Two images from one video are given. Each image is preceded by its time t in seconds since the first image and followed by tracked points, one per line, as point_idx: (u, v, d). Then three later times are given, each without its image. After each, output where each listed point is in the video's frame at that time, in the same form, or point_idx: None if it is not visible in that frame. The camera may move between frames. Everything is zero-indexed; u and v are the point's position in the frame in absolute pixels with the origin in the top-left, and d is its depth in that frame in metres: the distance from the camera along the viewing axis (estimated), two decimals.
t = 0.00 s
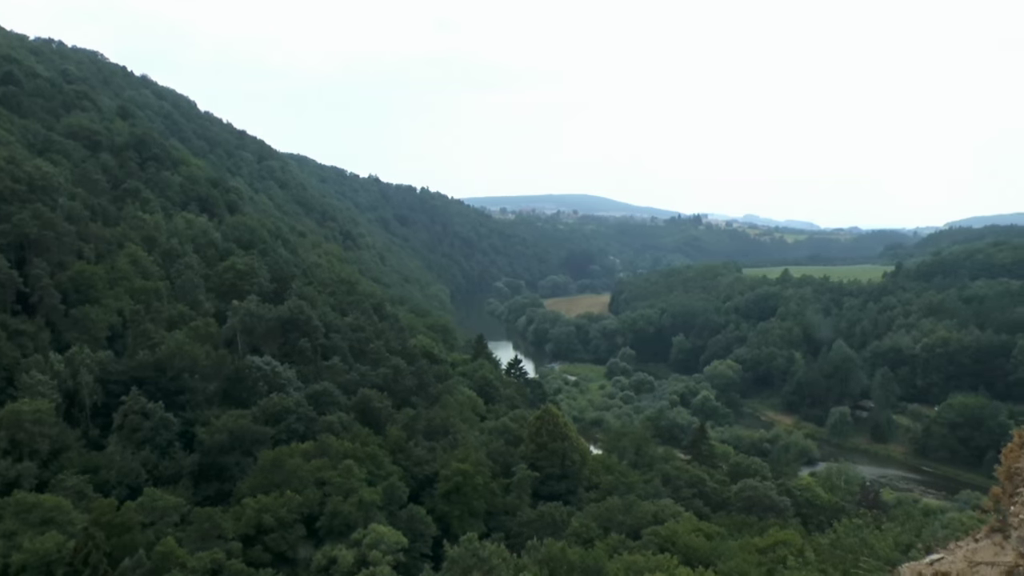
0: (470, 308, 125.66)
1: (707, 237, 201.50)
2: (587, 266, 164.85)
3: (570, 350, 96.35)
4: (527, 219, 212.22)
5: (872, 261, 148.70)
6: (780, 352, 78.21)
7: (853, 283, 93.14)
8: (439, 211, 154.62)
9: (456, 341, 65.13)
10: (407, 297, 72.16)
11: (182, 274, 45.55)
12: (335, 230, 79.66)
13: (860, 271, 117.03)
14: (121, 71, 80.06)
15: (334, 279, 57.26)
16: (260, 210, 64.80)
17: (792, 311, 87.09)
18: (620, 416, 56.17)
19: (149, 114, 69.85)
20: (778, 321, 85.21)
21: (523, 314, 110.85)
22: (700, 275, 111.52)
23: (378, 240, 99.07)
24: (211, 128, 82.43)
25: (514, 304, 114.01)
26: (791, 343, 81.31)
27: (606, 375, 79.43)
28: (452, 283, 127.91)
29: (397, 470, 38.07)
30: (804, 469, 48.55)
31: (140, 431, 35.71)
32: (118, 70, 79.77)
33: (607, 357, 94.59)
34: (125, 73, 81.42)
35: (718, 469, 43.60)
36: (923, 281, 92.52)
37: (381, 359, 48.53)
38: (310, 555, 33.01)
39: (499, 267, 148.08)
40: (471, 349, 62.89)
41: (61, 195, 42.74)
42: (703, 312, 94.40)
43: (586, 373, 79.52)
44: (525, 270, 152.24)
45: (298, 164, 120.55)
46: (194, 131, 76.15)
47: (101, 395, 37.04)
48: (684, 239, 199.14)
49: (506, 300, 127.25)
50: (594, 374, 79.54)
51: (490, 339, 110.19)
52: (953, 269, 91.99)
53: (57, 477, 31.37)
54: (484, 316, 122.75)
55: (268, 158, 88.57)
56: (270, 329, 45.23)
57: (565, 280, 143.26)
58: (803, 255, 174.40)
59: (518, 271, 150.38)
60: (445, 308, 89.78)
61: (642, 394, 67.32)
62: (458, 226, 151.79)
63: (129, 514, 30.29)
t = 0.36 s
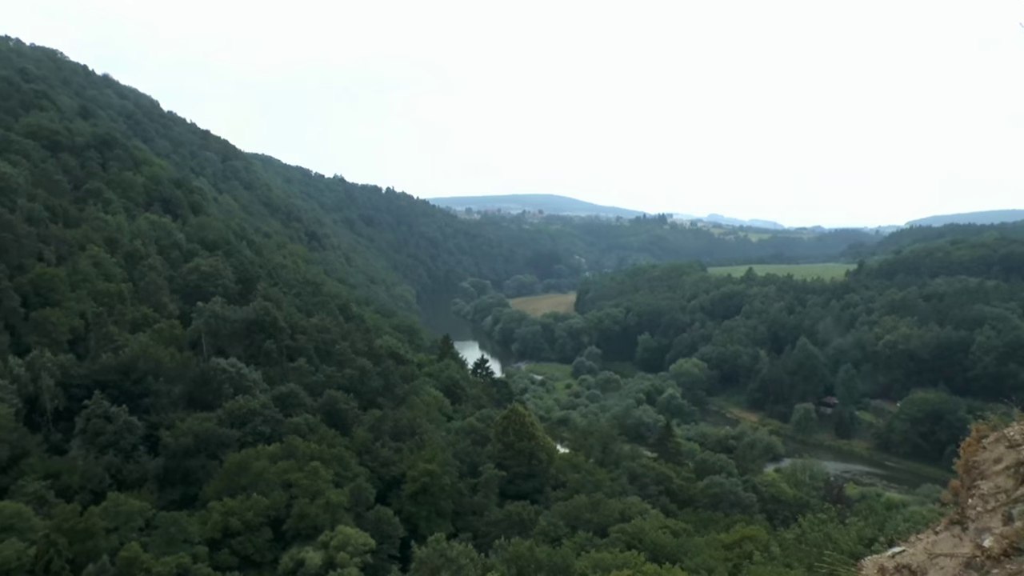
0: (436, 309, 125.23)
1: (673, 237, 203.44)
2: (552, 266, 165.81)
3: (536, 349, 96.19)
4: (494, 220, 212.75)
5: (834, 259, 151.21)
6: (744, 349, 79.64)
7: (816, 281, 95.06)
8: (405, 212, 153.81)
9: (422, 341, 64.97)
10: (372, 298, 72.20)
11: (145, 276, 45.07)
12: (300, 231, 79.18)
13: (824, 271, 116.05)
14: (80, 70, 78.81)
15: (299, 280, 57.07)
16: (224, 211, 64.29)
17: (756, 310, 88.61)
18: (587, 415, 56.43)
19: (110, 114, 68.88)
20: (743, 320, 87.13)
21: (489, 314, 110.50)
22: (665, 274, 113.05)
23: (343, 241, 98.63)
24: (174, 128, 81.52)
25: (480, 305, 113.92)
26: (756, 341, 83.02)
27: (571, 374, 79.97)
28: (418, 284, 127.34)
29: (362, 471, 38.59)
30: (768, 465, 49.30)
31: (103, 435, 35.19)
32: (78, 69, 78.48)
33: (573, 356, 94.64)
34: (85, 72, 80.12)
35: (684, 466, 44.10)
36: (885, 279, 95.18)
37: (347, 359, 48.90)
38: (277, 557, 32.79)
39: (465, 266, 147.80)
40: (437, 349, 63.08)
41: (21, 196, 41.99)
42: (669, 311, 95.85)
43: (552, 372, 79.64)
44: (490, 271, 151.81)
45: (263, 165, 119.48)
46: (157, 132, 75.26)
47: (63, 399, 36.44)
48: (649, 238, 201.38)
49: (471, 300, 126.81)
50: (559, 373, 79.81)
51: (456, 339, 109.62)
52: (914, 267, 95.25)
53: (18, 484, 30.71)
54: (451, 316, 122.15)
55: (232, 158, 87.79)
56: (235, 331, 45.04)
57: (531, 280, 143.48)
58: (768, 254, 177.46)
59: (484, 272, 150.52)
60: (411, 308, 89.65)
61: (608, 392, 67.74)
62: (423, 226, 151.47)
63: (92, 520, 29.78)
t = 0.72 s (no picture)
0: (402, 310, 123.99)
1: (638, 237, 205.46)
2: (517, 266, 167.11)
3: (502, 349, 95.67)
4: (460, 219, 213.05)
5: (797, 258, 153.79)
6: (709, 348, 80.68)
7: (780, 280, 96.95)
8: (369, 212, 152.68)
9: (389, 341, 64.96)
10: (338, 298, 72.02)
11: (107, 277, 44.49)
12: (265, 231, 78.50)
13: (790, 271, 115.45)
14: (38, 68, 77.37)
15: (264, 281, 56.73)
16: (188, 211, 63.59)
17: (721, 309, 90.38)
18: (553, 414, 56.78)
19: (70, 112, 67.76)
20: (708, 319, 88.95)
21: (455, 314, 109.54)
22: (630, 274, 114.75)
23: (308, 241, 97.97)
24: (136, 127, 80.45)
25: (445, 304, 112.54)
26: (721, 339, 84.43)
27: (536, 374, 80.19)
28: (383, 284, 125.78)
29: (329, 472, 38.56)
30: (734, 461, 49.90)
31: (64, 439, 34.65)
32: (36, 67, 77.04)
33: (539, 355, 93.77)
34: (43, 69, 78.68)
35: (650, 463, 44.58)
36: (848, 277, 97.22)
37: (313, 360, 48.75)
38: (243, 561, 32.53)
39: (431, 266, 146.31)
40: (403, 349, 63.12)
41: None
42: (635, 309, 97.33)
43: (518, 372, 79.32)
44: (455, 271, 150.98)
45: (227, 165, 118.18)
46: (118, 131, 74.18)
47: (22, 403, 35.77)
48: (614, 238, 203.90)
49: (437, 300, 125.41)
50: (526, 373, 79.71)
51: (422, 339, 108.93)
52: (877, 265, 97.65)
53: None
54: (416, 316, 120.90)
55: (196, 158, 86.88)
56: (199, 332, 44.70)
57: (497, 281, 143.37)
58: (733, 253, 180.03)
59: (449, 272, 149.90)
60: (376, 308, 89.05)
61: (574, 391, 68.21)
62: (388, 225, 150.77)
63: (53, 526, 29.23)
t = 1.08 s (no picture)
0: (368, 310, 122.74)
1: (604, 236, 207.50)
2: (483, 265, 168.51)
3: (468, 349, 95.49)
4: (425, 219, 213.24)
5: (762, 256, 155.90)
6: (676, 346, 81.54)
7: (746, 279, 98.58)
8: (335, 213, 151.87)
9: (355, 341, 64.78)
10: (304, 298, 71.70)
11: (68, 278, 43.74)
12: (230, 231, 77.72)
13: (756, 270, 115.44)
14: None
15: (229, 281, 56.17)
16: (151, 211, 62.73)
17: (687, 308, 91.95)
18: (520, 413, 56.94)
19: (28, 110, 66.47)
20: (674, 318, 90.31)
21: (421, 314, 109.37)
22: (596, 274, 115.99)
23: (273, 241, 97.17)
24: (97, 125, 79.18)
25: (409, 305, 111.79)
26: (687, 337, 85.96)
27: (502, 373, 80.44)
28: (349, 285, 124.61)
29: (296, 474, 38.27)
30: (701, 459, 50.35)
31: (23, 444, 33.99)
32: None
33: (505, 355, 94.92)
34: None
35: (617, 462, 44.92)
36: (813, 275, 98.97)
37: (278, 362, 48.39)
38: (208, 565, 32.11)
39: (396, 267, 145.49)
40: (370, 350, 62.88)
41: None
42: (601, 309, 98.78)
43: (485, 372, 79.66)
44: (421, 270, 150.34)
45: (190, 165, 116.69)
46: (79, 130, 72.94)
47: None
48: (580, 238, 205.80)
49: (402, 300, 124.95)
50: (492, 372, 79.98)
51: (387, 339, 107.62)
52: (841, 264, 99.68)
53: None
54: (382, 316, 120.02)
55: (159, 157, 85.77)
56: (163, 334, 44.15)
57: (463, 281, 143.34)
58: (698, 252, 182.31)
59: (415, 271, 149.49)
60: (342, 308, 88.45)
61: (541, 390, 68.52)
62: (354, 225, 150.17)
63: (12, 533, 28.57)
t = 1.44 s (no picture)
0: (335, 311, 121.75)
1: (570, 237, 208.63)
2: (451, 265, 168.47)
3: (435, 350, 94.75)
4: (392, 219, 212.37)
5: (730, 256, 157.86)
6: (643, 346, 82.08)
7: (712, 279, 99.65)
8: (301, 213, 150.38)
9: (321, 342, 64.19)
10: (269, 299, 70.99)
11: (26, 279, 42.70)
12: (193, 230, 76.68)
13: (721, 269, 117.59)
14: None
15: (193, 281, 55.30)
16: (112, 210, 61.57)
17: (654, 308, 92.61)
18: (487, 414, 56.84)
19: None
20: (641, 317, 90.95)
21: (387, 314, 108.91)
22: (563, 274, 116.58)
23: (238, 241, 96.01)
24: (57, 122, 77.55)
25: (376, 305, 111.42)
26: (655, 337, 86.50)
27: (470, 373, 80.21)
28: (315, 285, 123.67)
29: (262, 477, 37.65)
30: (668, 458, 50.66)
31: None
32: None
33: (472, 355, 94.16)
34: None
35: (585, 462, 45.06)
36: (779, 274, 100.28)
37: (243, 363, 47.74)
38: (173, 570, 31.39)
39: (362, 267, 144.25)
40: (336, 351, 62.35)
41: None
42: (568, 309, 99.25)
43: (452, 372, 79.54)
44: (387, 270, 149.57)
45: (152, 164, 114.90)
46: (37, 127, 71.35)
47: None
48: (547, 238, 206.89)
49: (369, 300, 124.32)
50: (459, 372, 79.81)
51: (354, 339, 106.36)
52: (807, 265, 101.15)
53: None
54: (348, 316, 119.26)
55: (121, 155, 84.27)
56: (126, 335, 43.38)
57: (428, 281, 143.28)
58: (665, 252, 184.29)
59: (381, 270, 149.00)
60: (308, 309, 87.60)
61: (508, 391, 68.51)
62: (319, 224, 148.80)
63: None
